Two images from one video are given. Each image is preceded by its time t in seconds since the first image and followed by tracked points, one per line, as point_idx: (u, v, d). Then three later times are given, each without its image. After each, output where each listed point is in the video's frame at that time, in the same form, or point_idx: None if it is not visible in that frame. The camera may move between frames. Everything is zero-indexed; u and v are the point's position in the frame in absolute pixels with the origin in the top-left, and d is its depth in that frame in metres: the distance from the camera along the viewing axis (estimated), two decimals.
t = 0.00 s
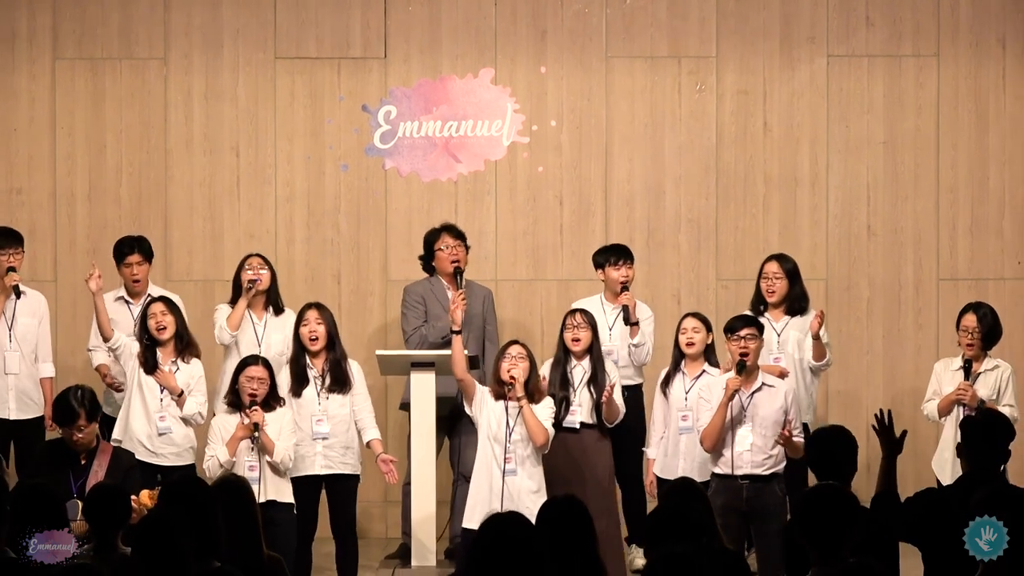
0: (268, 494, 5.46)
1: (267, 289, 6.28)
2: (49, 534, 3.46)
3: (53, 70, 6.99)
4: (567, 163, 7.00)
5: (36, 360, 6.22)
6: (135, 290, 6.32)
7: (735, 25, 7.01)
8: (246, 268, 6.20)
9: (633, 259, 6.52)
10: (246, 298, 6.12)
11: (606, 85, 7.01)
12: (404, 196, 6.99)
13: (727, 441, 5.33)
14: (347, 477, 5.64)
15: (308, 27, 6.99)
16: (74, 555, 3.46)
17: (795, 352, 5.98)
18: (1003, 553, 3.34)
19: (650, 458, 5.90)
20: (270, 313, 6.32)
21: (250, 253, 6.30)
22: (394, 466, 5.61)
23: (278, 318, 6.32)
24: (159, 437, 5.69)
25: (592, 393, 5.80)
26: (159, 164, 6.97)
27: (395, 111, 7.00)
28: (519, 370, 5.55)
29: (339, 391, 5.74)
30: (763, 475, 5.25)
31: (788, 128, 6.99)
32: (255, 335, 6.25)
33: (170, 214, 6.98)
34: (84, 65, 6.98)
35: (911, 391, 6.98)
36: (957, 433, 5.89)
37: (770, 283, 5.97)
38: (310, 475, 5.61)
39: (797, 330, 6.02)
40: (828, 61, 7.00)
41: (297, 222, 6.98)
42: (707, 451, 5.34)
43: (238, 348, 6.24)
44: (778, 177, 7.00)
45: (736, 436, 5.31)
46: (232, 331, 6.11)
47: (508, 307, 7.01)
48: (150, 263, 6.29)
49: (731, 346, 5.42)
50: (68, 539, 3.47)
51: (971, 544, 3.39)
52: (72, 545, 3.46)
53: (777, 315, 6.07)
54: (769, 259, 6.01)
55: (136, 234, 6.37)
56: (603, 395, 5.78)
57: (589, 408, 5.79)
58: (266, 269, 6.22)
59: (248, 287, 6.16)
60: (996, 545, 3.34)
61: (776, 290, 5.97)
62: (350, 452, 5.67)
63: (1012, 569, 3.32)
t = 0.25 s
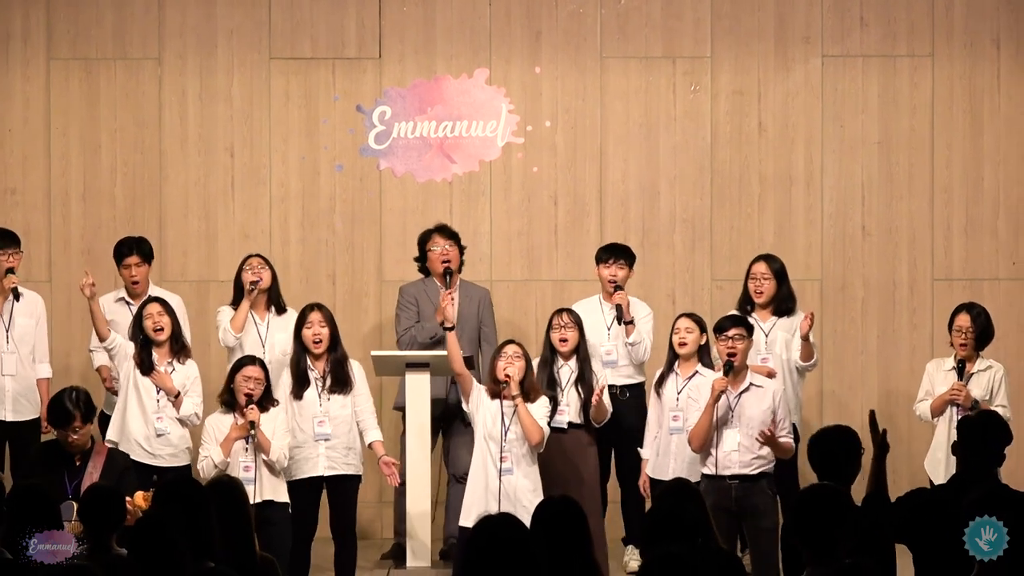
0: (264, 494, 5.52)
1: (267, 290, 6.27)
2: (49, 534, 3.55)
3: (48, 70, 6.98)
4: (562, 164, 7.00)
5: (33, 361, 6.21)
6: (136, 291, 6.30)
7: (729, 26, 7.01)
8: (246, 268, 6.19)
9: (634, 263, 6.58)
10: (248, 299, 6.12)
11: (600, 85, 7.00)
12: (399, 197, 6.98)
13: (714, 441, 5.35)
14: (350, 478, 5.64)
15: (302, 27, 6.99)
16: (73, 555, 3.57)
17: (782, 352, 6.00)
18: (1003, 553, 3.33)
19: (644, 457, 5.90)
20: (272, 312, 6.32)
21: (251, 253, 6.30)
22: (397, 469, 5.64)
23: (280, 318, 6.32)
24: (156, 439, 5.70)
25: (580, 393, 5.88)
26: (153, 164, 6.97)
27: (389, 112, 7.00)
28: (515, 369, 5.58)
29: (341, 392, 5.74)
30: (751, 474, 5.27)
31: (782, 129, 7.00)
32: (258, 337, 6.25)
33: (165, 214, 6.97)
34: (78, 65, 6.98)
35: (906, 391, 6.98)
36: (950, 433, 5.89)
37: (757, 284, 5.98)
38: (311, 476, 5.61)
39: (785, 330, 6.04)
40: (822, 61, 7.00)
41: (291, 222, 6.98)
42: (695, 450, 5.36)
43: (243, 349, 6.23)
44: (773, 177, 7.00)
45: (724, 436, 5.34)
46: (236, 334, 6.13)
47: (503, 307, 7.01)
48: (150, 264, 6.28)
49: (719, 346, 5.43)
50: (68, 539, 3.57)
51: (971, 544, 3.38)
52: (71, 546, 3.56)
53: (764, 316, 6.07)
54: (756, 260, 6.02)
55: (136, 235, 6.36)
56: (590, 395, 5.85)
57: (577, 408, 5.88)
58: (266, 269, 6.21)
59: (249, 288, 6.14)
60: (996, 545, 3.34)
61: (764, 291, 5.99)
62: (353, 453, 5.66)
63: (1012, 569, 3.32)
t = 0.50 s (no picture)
0: (252, 496, 5.55)
1: (265, 288, 6.16)
2: (49, 534, 3.47)
3: (36, 69, 6.93)
4: (554, 163, 6.95)
5: (28, 360, 6.16)
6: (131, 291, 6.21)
7: (723, 24, 6.96)
8: (243, 266, 6.10)
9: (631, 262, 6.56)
10: (240, 298, 6.04)
11: (593, 84, 6.95)
12: (390, 196, 6.93)
13: (706, 443, 5.28)
14: (346, 480, 5.60)
15: (292, 26, 6.94)
16: (73, 555, 3.51)
17: (771, 353, 5.95)
18: (1003, 553, 3.29)
19: (634, 459, 5.88)
20: (270, 311, 6.19)
21: (248, 252, 6.19)
22: (392, 472, 5.44)
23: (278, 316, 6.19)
24: (147, 439, 5.63)
25: (565, 394, 5.90)
26: (142, 163, 6.91)
27: (380, 110, 6.95)
28: (506, 371, 5.56)
29: (339, 394, 5.69)
30: (744, 476, 5.18)
31: (776, 127, 6.95)
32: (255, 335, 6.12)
33: (154, 213, 6.91)
34: (67, 63, 6.93)
35: (901, 391, 6.92)
36: (941, 435, 5.83)
37: (746, 285, 5.93)
38: (307, 478, 5.57)
39: (773, 330, 5.99)
40: (816, 59, 6.95)
41: (281, 222, 6.92)
42: (689, 454, 5.28)
43: (239, 350, 6.10)
44: (767, 176, 6.94)
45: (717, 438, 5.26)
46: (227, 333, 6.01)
47: (495, 307, 6.95)
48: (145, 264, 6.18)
49: (708, 349, 5.36)
50: (68, 539, 3.52)
51: (971, 544, 3.33)
52: (73, 546, 3.52)
53: (752, 316, 6.02)
54: (744, 259, 5.96)
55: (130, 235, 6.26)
56: (576, 396, 5.88)
57: (562, 409, 5.90)
58: (262, 267, 6.11)
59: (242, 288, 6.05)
60: (997, 545, 3.30)
61: (752, 291, 5.93)
62: (350, 455, 5.63)
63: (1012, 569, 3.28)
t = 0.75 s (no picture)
0: (241, 502, 5.31)
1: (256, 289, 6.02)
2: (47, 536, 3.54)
3: (18, 65, 6.80)
4: (545, 161, 6.83)
5: (15, 362, 6.04)
6: (117, 293, 6.05)
7: (717, 20, 6.85)
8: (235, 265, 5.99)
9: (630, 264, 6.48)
10: (222, 299, 5.88)
11: (585, 80, 6.83)
12: (379, 194, 6.81)
13: (706, 444, 5.17)
14: (334, 485, 5.48)
15: (279, 21, 6.81)
16: (73, 555, 3.53)
17: (765, 355, 5.87)
18: (1003, 553, 3.30)
19: (625, 463, 5.77)
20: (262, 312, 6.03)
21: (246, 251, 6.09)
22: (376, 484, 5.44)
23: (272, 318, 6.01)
24: (137, 443, 5.52)
25: (553, 396, 5.81)
26: (127, 162, 6.79)
27: (369, 107, 6.83)
28: (497, 373, 5.44)
29: (328, 397, 5.56)
30: (744, 479, 5.09)
31: (771, 125, 6.83)
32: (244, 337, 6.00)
33: (138, 212, 6.79)
34: (49, 60, 6.80)
35: (898, 394, 6.81)
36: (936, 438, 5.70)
37: (738, 286, 5.80)
38: (293, 482, 5.45)
39: (766, 332, 5.90)
40: (812, 56, 6.84)
41: (268, 221, 6.80)
42: (687, 455, 5.16)
43: (227, 349, 5.99)
44: (762, 174, 6.83)
45: (717, 439, 5.15)
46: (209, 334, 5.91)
47: (485, 308, 6.83)
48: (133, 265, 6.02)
49: (705, 349, 5.25)
50: (67, 539, 3.55)
51: (971, 544, 3.31)
52: (71, 547, 3.55)
53: (745, 318, 5.91)
54: (736, 260, 5.84)
55: (122, 235, 6.11)
56: (563, 398, 5.79)
57: (550, 410, 5.80)
58: (255, 267, 5.99)
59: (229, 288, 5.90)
60: (997, 545, 3.30)
61: (746, 291, 5.80)
62: (339, 460, 5.51)
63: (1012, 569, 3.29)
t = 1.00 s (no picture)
0: (234, 508, 5.20)
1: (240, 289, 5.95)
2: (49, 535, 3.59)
3: None
4: (533, 158, 6.71)
5: None
6: (93, 292, 5.92)
7: (708, 15, 6.72)
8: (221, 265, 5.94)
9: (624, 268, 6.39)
10: (201, 300, 5.75)
11: (573, 76, 6.71)
12: (364, 193, 6.68)
13: (707, 449, 5.04)
14: (312, 489, 5.37)
15: (262, 17, 6.69)
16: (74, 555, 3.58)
17: (760, 357, 5.73)
18: (1003, 553, 3.22)
19: (613, 468, 5.61)
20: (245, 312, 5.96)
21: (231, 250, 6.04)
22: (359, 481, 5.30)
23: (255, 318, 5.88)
24: (125, 448, 5.38)
25: (545, 395, 5.69)
26: (107, 159, 6.66)
27: (353, 104, 6.70)
28: (483, 375, 5.32)
29: (308, 400, 5.41)
30: (745, 483, 4.99)
31: (763, 122, 6.71)
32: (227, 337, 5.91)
33: (118, 211, 6.66)
34: (28, 55, 6.67)
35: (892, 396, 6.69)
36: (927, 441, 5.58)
37: (732, 285, 5.67)
38: (272, 486, 5.33)
39: (762, 332, 5.77)
40: (805, 51, 6.72)
41: (250, 220, 6.68)
42: (688, 460, 5.03)
43: (206, 347, 5.92)
44: (754, 172, 6.70)
45: (717, 443, 5.04)
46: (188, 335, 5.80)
47: (472, 308, 6.70)
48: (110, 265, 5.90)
49: (705, 351, 5.11)
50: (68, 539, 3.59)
51: (971, 544, 3.25)
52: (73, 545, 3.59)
53: (738, 318, 5.78)
54: (729, 259, 5.71)
55: (100, 235, 5.97)
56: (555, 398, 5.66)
57: (542, 411, 5.67)
58: (241, 269, 5.94)
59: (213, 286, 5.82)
60: (997, 545, 3.23)
61: (739, 291, 5.67)
62: (318, 463, 5.40)
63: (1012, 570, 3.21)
